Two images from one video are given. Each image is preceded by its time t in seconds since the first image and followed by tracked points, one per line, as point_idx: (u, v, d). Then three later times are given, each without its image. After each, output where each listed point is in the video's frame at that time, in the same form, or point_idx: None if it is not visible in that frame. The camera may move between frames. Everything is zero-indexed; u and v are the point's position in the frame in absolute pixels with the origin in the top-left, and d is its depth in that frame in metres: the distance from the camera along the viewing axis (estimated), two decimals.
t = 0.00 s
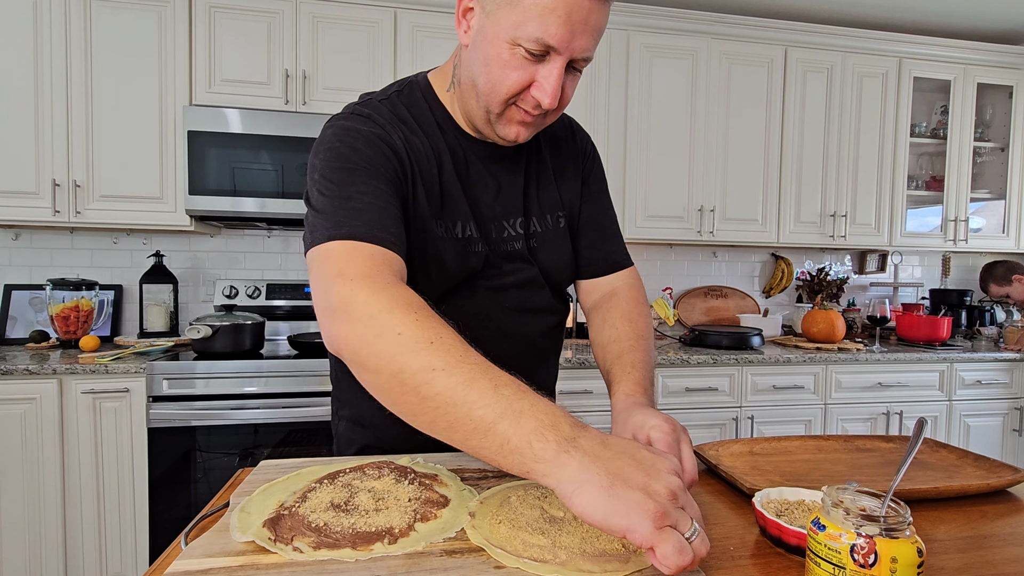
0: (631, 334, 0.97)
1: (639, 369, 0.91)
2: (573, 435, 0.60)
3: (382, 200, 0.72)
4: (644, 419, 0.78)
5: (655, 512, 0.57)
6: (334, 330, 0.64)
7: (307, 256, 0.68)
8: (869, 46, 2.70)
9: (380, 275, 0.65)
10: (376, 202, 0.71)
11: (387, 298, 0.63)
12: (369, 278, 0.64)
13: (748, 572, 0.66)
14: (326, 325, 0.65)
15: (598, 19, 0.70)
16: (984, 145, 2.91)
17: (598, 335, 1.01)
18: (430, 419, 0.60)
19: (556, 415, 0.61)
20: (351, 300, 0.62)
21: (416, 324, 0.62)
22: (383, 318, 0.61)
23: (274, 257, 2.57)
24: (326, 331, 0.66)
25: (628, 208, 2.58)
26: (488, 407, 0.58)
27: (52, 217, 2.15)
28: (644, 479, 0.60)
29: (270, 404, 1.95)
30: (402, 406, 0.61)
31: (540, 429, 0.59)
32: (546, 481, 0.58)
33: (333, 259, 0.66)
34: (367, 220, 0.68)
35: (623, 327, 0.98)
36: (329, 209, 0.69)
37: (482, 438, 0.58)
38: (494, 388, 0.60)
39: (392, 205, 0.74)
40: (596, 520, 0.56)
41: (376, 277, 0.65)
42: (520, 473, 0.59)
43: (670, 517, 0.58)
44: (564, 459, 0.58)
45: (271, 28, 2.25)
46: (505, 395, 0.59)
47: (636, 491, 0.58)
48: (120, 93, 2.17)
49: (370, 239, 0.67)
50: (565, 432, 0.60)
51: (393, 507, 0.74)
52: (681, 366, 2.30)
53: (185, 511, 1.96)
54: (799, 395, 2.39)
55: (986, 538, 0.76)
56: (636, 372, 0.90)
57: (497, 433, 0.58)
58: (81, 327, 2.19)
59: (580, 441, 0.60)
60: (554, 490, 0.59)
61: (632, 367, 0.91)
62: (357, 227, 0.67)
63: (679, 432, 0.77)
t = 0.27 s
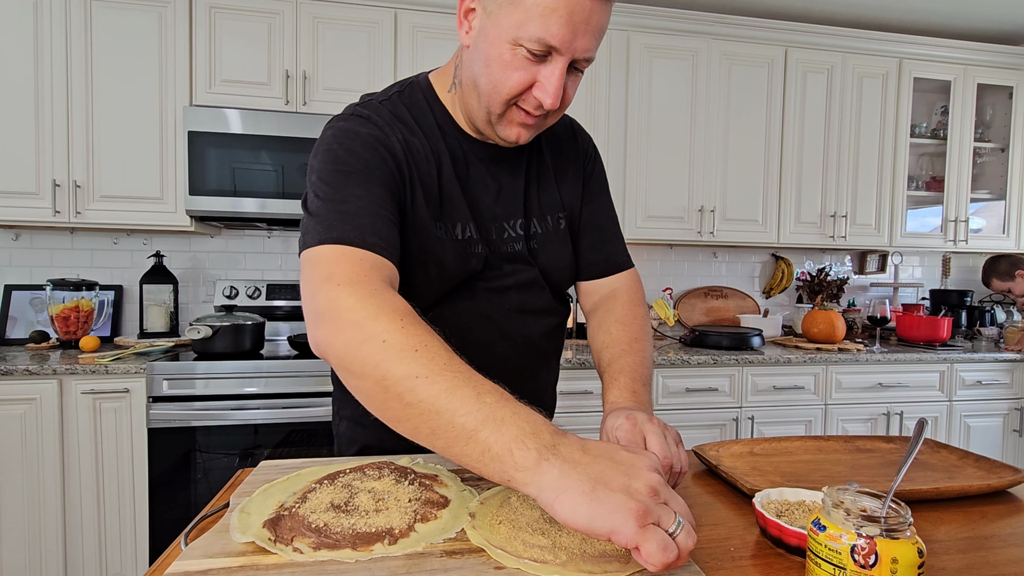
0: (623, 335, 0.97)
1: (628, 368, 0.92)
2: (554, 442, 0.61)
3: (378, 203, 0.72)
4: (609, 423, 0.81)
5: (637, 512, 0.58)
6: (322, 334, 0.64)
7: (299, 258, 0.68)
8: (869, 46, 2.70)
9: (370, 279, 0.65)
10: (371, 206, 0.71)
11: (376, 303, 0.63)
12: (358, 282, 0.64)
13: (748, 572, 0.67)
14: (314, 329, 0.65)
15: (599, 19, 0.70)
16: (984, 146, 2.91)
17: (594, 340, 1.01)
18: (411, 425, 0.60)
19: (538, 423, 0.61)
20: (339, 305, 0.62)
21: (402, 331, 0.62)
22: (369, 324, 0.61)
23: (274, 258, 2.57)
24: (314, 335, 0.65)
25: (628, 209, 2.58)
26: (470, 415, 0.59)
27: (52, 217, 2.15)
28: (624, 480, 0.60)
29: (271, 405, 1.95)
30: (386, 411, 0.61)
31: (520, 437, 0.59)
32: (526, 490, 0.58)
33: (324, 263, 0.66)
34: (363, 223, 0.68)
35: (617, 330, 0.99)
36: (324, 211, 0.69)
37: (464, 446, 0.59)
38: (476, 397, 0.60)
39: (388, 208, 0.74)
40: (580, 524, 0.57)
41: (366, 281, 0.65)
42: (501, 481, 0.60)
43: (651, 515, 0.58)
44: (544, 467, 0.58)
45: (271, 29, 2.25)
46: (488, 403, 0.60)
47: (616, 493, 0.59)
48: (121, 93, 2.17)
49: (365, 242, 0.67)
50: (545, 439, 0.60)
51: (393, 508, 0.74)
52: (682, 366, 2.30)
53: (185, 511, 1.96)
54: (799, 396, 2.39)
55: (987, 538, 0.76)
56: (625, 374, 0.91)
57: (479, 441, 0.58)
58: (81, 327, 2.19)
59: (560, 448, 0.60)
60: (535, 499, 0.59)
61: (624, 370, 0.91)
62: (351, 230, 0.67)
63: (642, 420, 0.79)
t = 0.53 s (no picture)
0: (628, 333, 0.98)
1: (636, 367, 0.92)
2: (557, 449, 0.61)
3: (375, 204, 0.72)
4: (636, 421, 0.79)
5: (639, 520, 0.58)
6: (322, 334, 0.64)
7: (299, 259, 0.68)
8: (869, 47, 2.71)
9: (371, 281, 0.65)
10: (369, 207, 0.71)
11: (378, 304, 0.63)
12: (359, 283, 0.64)
13: (747, 572, 0.67)
14: (315, 330, 0.65)
15: (600, 20, 0.70)
16: (984, 146, 2.92)
17: (596, 337, 1.01)
18: (415, 427, 0.60)
19: (540, 429, 0.61)
20: (341, 306, 0.62)
21: (404, 334, 0.62)
22: (372, 326, 0.61)
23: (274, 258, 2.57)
24: (314, 336, 0.66)
25: (628, 209, 2.58)
26: (474, 419, 0.59)
27: (52, 217, 2.15)
28: (626, 487, 0.60)
29: (271, 405, 1.95)
30: (389, 413, 0.61)
31: (524, 442, 0.59)
32: (528, 495, 0.59)
33: (323, 265, 0.65)
34: (360, 224, 0.68)
35: (620, 327, 0.99)
36: (322, 212, 0.69)
37: (466, 450, 0.59)
38: (480, 400, 0.60)
39: (386, 209, 0.74)
40: (580, 530, 0.57)
41: (366, 283, 0.64)
42: (504, 485, 0.60)
43: (653, 523, 0.59)
44: (546, 473, 0.58)
45: (271, 29, 2.26)
46: (491, 407, 0.60)
47: (618, 500, 0.59)
48: (121, 93, 2.17)
49: (363, 244, 0.67)
50: (549, 446, 0.60)
51: (393, 508, 0.74)
52: (681, 366, 2.30)
53: (186, 511, 1.96)
54: (799, 396, 2.39)
55: (987, 538, 0.76)
56: (631, 370, 0.91)
57: (481, 445, 0.58)
58: (81, 328, 2.19)
59: (563, 454, 0.60)
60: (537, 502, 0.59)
61: (628, 368, 0.91)
62: (349, 232, 0.67)
63: (672, 429, 0.78)
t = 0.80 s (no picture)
0: (629, 332, 0.98)
1: (636, 367, 0.92)
2: (571, 435, 0.61)
3: (377, 203, 0.72)
4: (641, 425, 0.79)
5: (653, 505, 0.59)
6: (326, 332, 0.64)
7: (300, 257, 0.68)
8: (869, 47, 2.71)
9: (375, 278, 0.65)
10: (371, 205, 0.71)
11: (384, 301, 0.63)
12: (364, 281, 0.64)
13: (747, 572, 0.67)
14: (320, 328, 0.65)
15: (601, 21, 0.70)
16: (984, 146, 2.92)
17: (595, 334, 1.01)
18: (427, 422, 0.60)
19: (554, 418, 0.62)
20: (347, 302, 0.62)
21: (413, 329, 0.62)
22: (380, 322, 0.62)
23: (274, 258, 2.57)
24: (317, 334, 0.66)
25: (628, 209, 2.58)
26: (488, 410, 0.59)
27: (52, 218, 2.15)
28: (638, 474, 0.61)
29: (271, 405, 1.95)
30: (399, 408, 0.61)
31: (539, 430, 0.60)
32: (544, 482, 0.59)
33: (328, 261, 0.65)
34: (362, 222, 0.68)
35: (620, 326, 0.99)
36: (323, 210, 0.69)
37: (480, 441, 0.59)
38: (493, 391, 0.60)
39: (387, 208, 0.74)
40: (595, 516, 0.58)
41: (372, 280, 0.65)
42: (519, 475, 0.59)
43: (666, 508, 0.60)
44: (563, 460, 0.59)
45: (271, 30, 2.26)
46: (504, 397, 0.60)
47: (632, 487, 0.60)
48: (121, 94, 2.17)
49: (364, 241, 0.67)
50: (563, 434, 0.61)
51: (393, 508, 0.74)
52: (681, 367, 2.30)
53: (186, 512, 1.96)
54: (799, 396, 2.39)
55: (986, 539, 0.76)
56: (630, 368, 0.91)
57: (497, 435, 0.58)
58: (81, 328, 2.19)
59: (577, 441, 0.61)
60: (551, 489, 0.59)
61: (628, 366, 0.92)
62: (351, 230, 0.67)
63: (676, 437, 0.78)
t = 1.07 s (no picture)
0: (625, 332, 0.98)
1: (631, 365, 0.91)
2: (574, 428, 0.62)
3: (376, 200, 0.72)
4: (625, 425, 0.79)
5: (656, 488, 0.61)
6: (324, 326, 0.63)
7: (294, 251, 0.68)
8: (868, 47, 2.71)
9: (376, 274, 0.65)
10: (370, 202, 0.70)
11: (386, 295, 0.63)
12: (365, 276, 0.64)
13: (747, 572, 0.67)
14: (318, 322, 0.63)
15: (598, 20, 0.70)
16: (984, 146, 2.92)
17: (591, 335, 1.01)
18: (431, 417, 0.59)
19: (556, 412, 0.63)
20: (347, 297, 0.62)
21: (416, 323, 0.62)
22: (384, 315, 0.61)
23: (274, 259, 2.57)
24: (312, 328, 0.64)
25: (628, 209, 2.58)
26: (493, 403, 0.59)
27: (52, 218, 2.15)
28: (636, 462, 0.64)
29: (270, 406, 1.95)
30: (402, 402, 0.60)
31: (545, 421, 0.60)
32: (550, 472, 0.59)
33: (329, 255, 0.65)
34: (361, 219, 0.68)
35: (616, 325, 0.99)
36: (319, 205, 0.68)
37: (486, 433, 0.59)
38: (498, 382, 0.61)
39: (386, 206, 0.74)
40: (602, 503, 0.59)
41: (373, 275, 0.64)
42: (525, 468, 0.60)
43: (667, 491, 0.62)
44: (569, 449, 0.60)
45: (271, 30, 2.26)
46: (509, 390, 0.61)
47: (634, 472, 0.62)
48: (121, 94, 2.17)
49: (364, 238, 0.67)
50: (566, 425, 0.62)
51: (393, 508, 0.74)
52: (681, 367, 2.30)
53: (186, 512, 1.96)
54: (799, 397, 2.39)
55: (986, 539, 0.76)
56: (622, 368, 0.90)
57: (503, 426, 0.59)
58: (81, 328, 2.19)
59: (581, 433, 0.62)
60: (557, 481, 0.60)
61: (624, 363, 0.92)
62: (350, 226, 0.67)
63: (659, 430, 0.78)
